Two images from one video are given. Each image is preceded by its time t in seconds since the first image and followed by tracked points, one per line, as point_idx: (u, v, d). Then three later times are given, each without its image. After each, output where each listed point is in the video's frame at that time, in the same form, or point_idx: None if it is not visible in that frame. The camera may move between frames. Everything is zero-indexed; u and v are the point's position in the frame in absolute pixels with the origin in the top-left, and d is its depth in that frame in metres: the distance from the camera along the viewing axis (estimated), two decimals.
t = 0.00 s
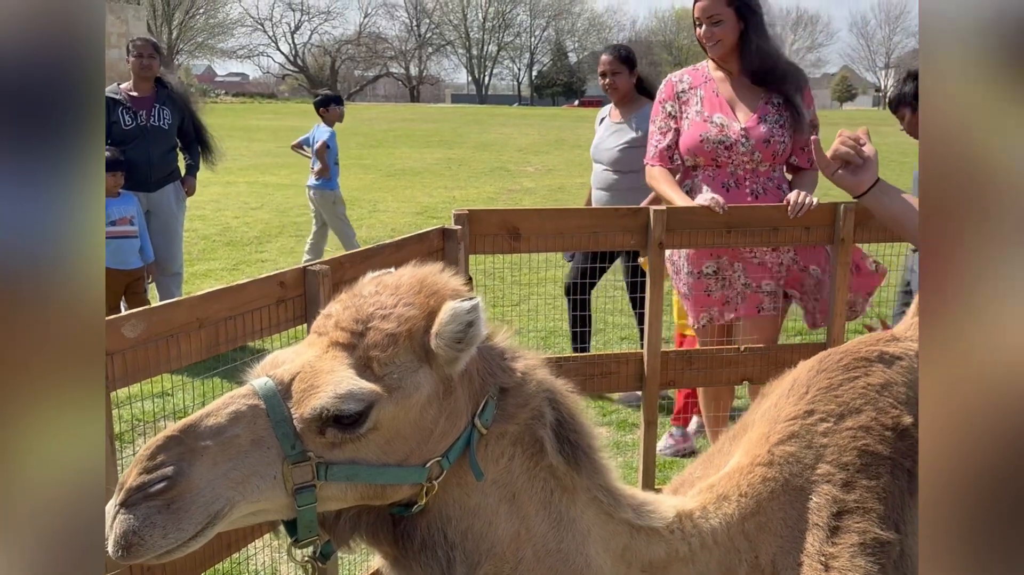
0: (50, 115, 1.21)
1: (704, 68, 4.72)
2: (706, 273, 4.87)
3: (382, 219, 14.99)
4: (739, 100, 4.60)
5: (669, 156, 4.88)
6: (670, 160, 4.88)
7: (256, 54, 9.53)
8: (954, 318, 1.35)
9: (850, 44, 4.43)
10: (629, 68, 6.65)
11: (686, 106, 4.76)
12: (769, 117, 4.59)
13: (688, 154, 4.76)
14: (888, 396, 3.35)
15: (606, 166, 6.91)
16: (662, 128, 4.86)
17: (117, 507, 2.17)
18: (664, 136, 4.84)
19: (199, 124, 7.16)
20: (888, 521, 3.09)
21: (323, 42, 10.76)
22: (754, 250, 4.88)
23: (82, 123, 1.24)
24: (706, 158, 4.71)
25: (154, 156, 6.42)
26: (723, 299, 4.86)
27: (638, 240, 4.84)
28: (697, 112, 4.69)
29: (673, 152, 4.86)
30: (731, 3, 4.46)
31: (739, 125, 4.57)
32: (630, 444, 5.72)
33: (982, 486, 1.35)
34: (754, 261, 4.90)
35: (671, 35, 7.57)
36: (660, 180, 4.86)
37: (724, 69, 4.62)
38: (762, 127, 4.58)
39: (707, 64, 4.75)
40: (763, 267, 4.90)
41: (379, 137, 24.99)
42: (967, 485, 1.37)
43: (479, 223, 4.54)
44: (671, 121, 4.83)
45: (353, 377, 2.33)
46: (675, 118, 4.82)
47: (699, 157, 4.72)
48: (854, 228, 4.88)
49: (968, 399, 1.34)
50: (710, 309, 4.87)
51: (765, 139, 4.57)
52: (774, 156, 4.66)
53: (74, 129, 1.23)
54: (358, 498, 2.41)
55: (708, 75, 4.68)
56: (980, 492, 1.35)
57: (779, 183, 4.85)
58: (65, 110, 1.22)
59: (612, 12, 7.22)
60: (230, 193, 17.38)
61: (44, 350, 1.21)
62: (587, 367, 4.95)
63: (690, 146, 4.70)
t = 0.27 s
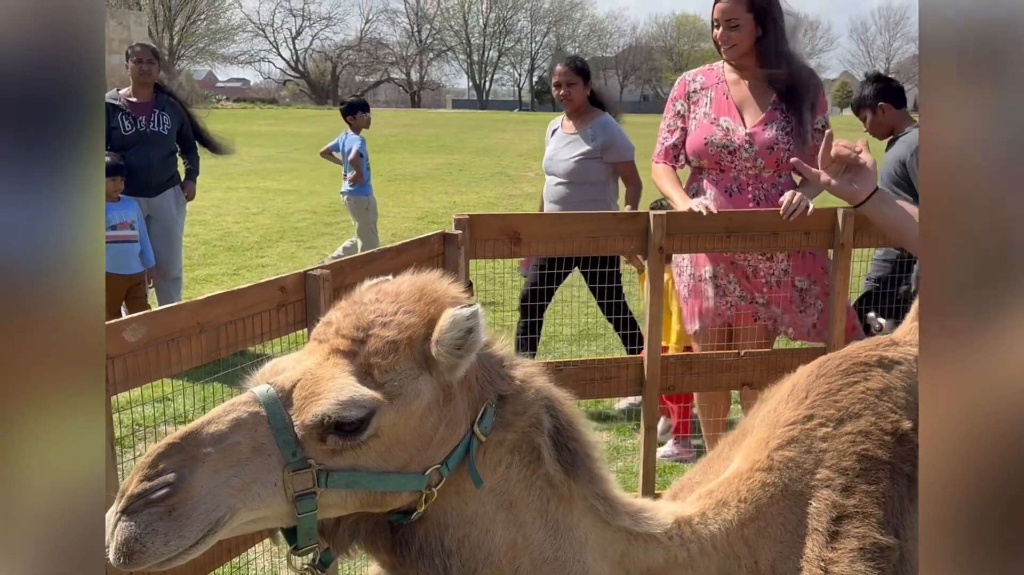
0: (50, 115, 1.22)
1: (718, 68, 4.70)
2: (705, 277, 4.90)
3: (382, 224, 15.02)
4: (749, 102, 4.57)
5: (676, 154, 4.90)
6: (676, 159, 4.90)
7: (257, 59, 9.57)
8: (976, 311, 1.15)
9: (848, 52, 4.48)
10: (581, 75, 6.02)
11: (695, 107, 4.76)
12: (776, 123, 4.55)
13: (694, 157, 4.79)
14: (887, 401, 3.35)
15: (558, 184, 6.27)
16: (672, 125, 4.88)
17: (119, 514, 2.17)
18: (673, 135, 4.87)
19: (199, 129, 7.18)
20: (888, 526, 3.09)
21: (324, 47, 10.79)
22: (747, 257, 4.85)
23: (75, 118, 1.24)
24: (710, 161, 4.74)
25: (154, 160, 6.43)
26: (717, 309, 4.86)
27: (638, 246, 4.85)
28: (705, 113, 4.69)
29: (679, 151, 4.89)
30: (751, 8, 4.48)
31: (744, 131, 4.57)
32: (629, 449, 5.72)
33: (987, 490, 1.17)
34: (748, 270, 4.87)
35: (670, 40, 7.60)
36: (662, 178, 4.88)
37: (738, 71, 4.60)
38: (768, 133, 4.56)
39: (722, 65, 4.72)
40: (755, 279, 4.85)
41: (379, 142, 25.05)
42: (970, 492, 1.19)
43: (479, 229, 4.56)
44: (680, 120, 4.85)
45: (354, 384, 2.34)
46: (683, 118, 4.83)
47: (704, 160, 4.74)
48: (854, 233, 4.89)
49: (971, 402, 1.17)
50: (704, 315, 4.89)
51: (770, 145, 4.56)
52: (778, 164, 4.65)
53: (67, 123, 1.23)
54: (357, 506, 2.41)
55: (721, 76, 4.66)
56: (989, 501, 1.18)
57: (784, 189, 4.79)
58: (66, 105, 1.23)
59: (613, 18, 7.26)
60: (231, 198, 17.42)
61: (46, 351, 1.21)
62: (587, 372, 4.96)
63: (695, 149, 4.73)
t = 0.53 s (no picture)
0: (51, 114, 1.28)
1: (730, 76, 4.74)
2: (712, 282, 4.83)
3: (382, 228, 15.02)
4: (754, 108, 4.58)
5: (685, 158, 4.96)
6: (686, 162, 4.96)
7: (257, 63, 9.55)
8: (974, 327, 1.50)
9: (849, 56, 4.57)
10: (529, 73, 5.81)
11: (703, 112, 4.80)
12: (781, 127, 4.52)
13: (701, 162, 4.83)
14: (886, 405, 3.36)
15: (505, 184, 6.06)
16: (683, 130, 4.94)
17: (123, 522, 2.16)
18: (683, 140, 4.93)
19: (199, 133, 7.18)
20: (887, 531, 3.09)
21: (325, 52, 10.81)
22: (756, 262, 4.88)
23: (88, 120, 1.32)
24: (715, 166, 4.78)
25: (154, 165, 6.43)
26: (721, 312, 4.79)
27: (639, 250, 4.86)
28: (712, 118, 4.72)
29: (688, 156, 4.94)
30: (762, 22, 4.44)
31: (749, 135, 4.58)
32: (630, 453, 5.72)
33: (984, 489, 1.53)
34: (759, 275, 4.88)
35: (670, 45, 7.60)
36: (670, 180, 4.98)
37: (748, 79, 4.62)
38: (772, 137, 4.52)
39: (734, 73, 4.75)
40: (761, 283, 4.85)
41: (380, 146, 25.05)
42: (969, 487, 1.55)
43: (480, 233, 4.56)
44: (689, 125, 4.90)
45: (357, 390, 2.34)
46: (693, 123, 4.88)
47: (709, 164, 4.78)
48: (854, 238, 4.90)
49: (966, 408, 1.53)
50: (706, 318, 4.80)
51: (773, 148, 4.52)
52: (783, 167, 4.57)
53: (78, 125, 1.31)
54: (360, 511, 2.41)
55: (732, 84, 4.69)
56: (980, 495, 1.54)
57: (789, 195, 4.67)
58: (66, 109, 1.29)
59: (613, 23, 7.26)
60: (231, 202, 17.42)
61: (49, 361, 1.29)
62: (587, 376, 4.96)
63: (701, 153, 4.77)
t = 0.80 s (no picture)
0: (51, 126, 1.40)
1: (735, 80, 4.75)
2: (712, 284, 4.87)
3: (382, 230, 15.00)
4: (757, 110, 4.62)
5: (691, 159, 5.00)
6: (692, 163, 5.01)
7: (256, 65, 9.56)
8: (955, 333, 1.77)
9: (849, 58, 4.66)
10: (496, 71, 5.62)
11: (708, 114, 4.84)
12: (782, 128, 4.54)
13: (704, 163, 4.87)
14: (886, 406, 3.36)
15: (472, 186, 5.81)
16: (688, 132, 4.98)
17: (125, 519, 2.17)
18: (689, 142, 4.97)
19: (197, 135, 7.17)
20: (887, 531, 3.10)
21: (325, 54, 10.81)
22: (762, 262, 4.92)
23: (83, 124, 1.44)
24: (718, 167, 4.81)
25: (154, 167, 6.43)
26: (720, 316, 4.87)
27: (638, 251, 4.86)
28: (716, 120, 4.76)
29: (693, 158, 4.97)
30: (769, 27, 4.48)
31: (751, 137, 4.62)
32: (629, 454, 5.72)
33: (983, 489, 1.76)
34: (764, 273, 4.94)
35: (670, 46, 7.61)
36: (674, 180, 5.03)
37: (752, 82, 4.65)
38: (773, 138, 4.55)
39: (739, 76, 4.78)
40: (769, 283, 4.93)
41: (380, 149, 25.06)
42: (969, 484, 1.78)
43: (479, 235, 4.57)
44: (695, 128, 4.94)
45: (358, 387, 2.35)
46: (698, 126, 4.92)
47: (712, 165, 4.81)
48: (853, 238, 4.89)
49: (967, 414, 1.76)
50: (704, 319, 4.89)
51: (773, 149, 4.54)
52: (784, 168, 4.60)
53: (77, 130, 1.44)
54: (362, 508, 2.42)
55: (737, 87, 4.71)
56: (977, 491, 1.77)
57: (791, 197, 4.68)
58: (66, 111, 1.42)
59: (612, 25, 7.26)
60: (231, 205, 17.41)
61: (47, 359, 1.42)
62: (587, 377, 4.96)
63: (704, 155, 4.81)
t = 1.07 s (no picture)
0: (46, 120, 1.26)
1: (735, 80, 4.75)
2: (713, 284, 4.91)
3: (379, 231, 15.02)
4: (757, 111, 4.62)
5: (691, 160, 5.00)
6: (692, 164, 5.01)
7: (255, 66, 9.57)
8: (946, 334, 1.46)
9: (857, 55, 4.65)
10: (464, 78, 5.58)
11: (708, 115, 4.84)
12: (782, 129, 4.54)
13: (704, 163, 4.87)
14: (885, 406, 3.36)
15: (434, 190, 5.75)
16: (689, 133, 4.99)
17: (126, 513, 2.17)
18: (690, 143, 4.98)
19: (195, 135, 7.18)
20: (886, 531, 3.09)
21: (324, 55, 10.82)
22: (763, 261, 4.91)
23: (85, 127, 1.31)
24: (718, 167, 4.82)
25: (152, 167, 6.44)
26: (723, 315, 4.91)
27: (636, 251, 4.86)
28: (717, 121, 4.77)
29: (694, 158, 4.98)
30: (774, 25, 4.49)
31: (751, 138, 4.62)
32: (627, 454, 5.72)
33: (978, 491, 1.45)
34: (765, 273, 4.93)
35: (667, 47, 7.62)
36: (674, 183, 5.02)
37: (752, 83, 4.65)
38: (774, 138, 4.56)
39: (739, 76, 4.77)
40: (771, 283, 4.92)
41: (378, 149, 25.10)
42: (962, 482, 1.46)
43: (477, 235, 4.57)
44: (696, 129, 4.94)
45: (358, 383, 2.34)
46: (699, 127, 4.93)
47: (713, 166, 4.82)
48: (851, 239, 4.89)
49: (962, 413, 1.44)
50: (707, 319, 4.93)
51: (773, 150, 4.55)
52: (785, 169, 4.61)
53: (78, 131, 1.30)
54: (362, 505, 2.42)
55: (737, 87, 4.71)
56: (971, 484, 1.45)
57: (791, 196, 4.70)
58: (66, 111, 1.29)
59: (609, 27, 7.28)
60: (229, 205, 17.43)
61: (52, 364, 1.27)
62: (585, 377, 4.97)
63: (705, 155, 4.82)
